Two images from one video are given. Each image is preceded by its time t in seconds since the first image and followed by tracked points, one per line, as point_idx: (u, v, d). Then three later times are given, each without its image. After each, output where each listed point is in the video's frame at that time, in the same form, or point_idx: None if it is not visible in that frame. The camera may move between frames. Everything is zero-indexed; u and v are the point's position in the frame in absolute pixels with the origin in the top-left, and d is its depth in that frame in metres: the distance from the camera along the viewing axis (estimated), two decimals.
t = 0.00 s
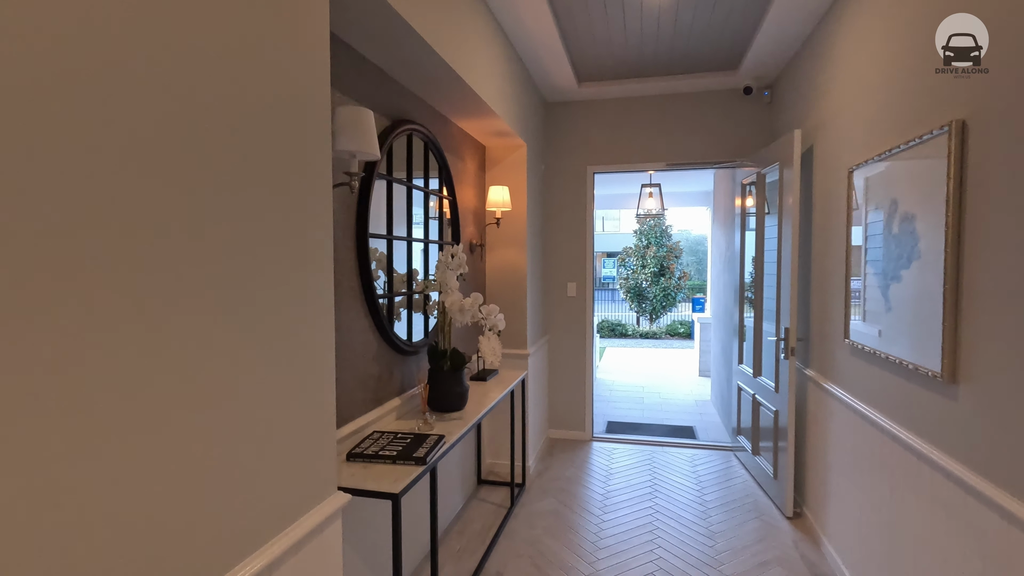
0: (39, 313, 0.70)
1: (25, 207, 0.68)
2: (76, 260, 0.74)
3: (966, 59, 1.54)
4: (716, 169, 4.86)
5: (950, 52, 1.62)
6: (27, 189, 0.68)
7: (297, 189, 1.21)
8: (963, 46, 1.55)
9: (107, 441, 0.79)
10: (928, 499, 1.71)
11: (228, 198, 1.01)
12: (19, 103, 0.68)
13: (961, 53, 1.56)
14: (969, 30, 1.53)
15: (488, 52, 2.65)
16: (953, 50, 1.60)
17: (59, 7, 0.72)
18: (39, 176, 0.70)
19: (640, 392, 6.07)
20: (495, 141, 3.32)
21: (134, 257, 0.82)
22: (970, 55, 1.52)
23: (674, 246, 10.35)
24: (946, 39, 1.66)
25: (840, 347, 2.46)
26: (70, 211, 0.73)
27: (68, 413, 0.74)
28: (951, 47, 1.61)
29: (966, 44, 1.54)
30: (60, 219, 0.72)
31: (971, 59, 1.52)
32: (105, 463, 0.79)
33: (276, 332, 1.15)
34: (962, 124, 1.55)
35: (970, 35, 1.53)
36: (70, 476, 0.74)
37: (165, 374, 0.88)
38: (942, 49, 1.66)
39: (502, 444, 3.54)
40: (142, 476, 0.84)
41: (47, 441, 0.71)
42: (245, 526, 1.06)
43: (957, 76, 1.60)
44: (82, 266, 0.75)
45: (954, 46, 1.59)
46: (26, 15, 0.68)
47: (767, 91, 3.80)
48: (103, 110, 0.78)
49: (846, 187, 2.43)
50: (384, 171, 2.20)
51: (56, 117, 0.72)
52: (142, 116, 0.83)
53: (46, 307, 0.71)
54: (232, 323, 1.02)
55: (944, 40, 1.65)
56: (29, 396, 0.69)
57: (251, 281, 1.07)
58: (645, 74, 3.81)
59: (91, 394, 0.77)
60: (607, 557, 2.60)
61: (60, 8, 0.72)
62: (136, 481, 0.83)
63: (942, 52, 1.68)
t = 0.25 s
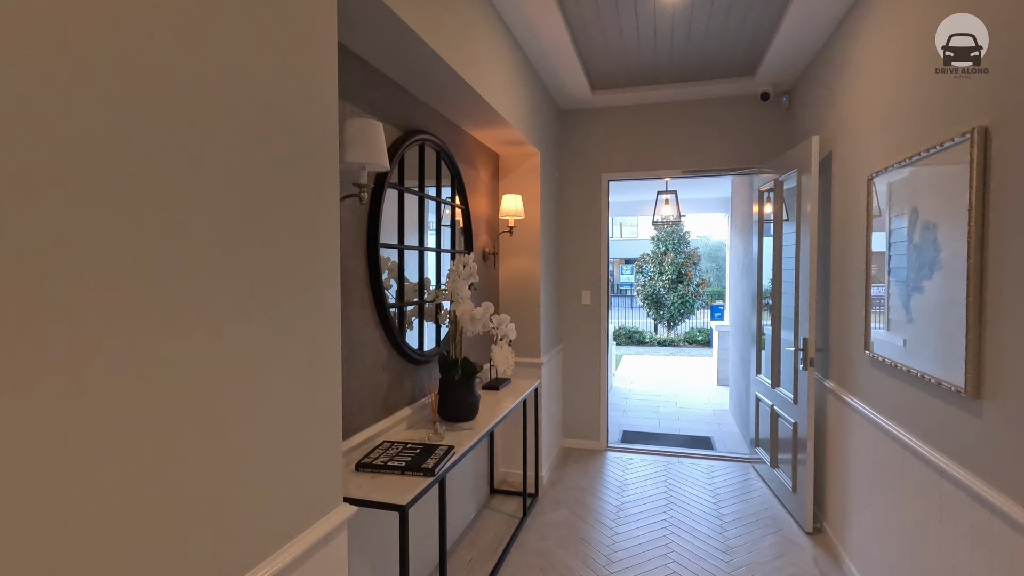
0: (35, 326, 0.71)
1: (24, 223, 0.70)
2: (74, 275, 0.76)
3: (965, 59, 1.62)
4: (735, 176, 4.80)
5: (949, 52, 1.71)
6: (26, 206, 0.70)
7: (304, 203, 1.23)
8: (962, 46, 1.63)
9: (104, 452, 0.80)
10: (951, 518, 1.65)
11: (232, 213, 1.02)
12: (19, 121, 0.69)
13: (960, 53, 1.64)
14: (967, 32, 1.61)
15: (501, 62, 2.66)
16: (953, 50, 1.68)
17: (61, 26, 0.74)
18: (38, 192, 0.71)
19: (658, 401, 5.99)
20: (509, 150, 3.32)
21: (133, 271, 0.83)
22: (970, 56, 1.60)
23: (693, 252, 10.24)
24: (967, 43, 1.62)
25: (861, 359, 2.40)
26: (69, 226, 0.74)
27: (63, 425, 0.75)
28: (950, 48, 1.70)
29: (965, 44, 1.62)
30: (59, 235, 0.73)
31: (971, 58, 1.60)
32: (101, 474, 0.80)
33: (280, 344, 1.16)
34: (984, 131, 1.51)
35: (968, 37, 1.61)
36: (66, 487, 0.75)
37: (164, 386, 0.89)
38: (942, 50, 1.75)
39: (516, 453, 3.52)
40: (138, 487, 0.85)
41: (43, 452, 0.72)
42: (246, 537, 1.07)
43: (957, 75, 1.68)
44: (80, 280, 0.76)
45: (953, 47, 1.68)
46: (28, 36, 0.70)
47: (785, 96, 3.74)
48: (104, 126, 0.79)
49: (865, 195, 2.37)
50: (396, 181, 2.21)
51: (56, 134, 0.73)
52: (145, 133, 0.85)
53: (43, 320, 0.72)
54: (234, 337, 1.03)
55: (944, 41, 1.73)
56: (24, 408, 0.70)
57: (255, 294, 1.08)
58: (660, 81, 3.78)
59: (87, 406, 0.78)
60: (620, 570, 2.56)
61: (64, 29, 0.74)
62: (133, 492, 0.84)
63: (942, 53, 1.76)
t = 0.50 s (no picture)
0: (36, 335, 0.72)
1: (25, 233, 0.70)
2: (77, 282, 0.76)
3: (966, 59, 1.69)
4: (750, 181, 4.75)
5: (949, 52, 1.78)
6: (26, 215, 0.71)
7: (309, 212, 1.23)
8: (965, 47, 1.70)
9: (104, 460, 0.80)
10: (973, 535, 1.59)
11: (236, 221, 1.03)
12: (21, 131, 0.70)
13: (961, 53, 1.71)
14: (969, 32, 1.67)
15: (511, 68, 2.67)
16: (953, 51, 1.75)
17: (63, 38, 0.74)
18: (40, 202, 0.72)
19: (672, 409, 5.93)
20: (520, 156, 3.33)
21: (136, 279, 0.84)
22: (970, 56, 1.67)
23: (709, 258, 10.14)
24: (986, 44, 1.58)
25: (879, 368, 2.34)
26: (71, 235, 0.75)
27: (64, 434, 0.75)
28: (951, 48, 1.77)
29: (966, 45, 1.69)
30: (61, 244, 0.74)
31: (971, 59, 1.66)
32: (101, 483, 0.80)
33: (285, 351, 1.16)
34: (1003, 135, 1.47)
35: (969, 37, 1.67)
36: (67, 493, 0.76)
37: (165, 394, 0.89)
38: (943, 49, 1.82)
39: (527, 460, 3.50)
40: (139, 495, 0.85)
41: (43, 461, 0.73)
42: (249, 545, 1.07)
43: (957, 76, 1.75)
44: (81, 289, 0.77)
45: (953, 47, 1.75)
46: (31, 48, 0.71)
47: (800, 100, 3.70)
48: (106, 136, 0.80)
49: (882, 200, 2.32)
50: (406, 188, 2.22)
51: (57, 144, 0.74)
52: (149, 143, 0.86)
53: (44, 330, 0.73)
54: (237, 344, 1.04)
55: (946, 41, 1.80)
56: (24, 417, 0.71)
57: (258, 300, 1.08)
58: (673, 86, 3.76)
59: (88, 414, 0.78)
60: None
61: (67, 40, 0.75)
62: (133, 500, 0.84)
63: (942, 52, 1.84)
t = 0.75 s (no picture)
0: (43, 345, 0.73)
1: (30, 246, 0.71)
2: (82, 288, 0.78)
3: (965, 59, 1.76)
4: (763, 186, 4.70)
5: (949, 52, 1.85)
6: (33, 224, 0.72)
7: (314, 218, 1.24)
8: (963, 47, 1.77)
9: (108, 469, 0.81)
10: (992, 549, 1.55)
11: (240, 228, 1.04)
12: (26, 145, 0.71)
13: (960, 54, 1.78)
14: (969, 33, 1.74)
15: (520, 75, 2.68)
16: (953, 51, 1.82)
17: (69, 53, 0.76)
18: (44, 213, 0.73)
19: (686, 416, 5.86)
20: (531, 161, 3.33)
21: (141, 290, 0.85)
22: (970, 56, 1.74)
23: (723, 263, 10.05)
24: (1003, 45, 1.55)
25: (895, 376, 2.29)
26: (76, 247, 0.76)
27: (69, 442, 0.76)
28: (951, 47, 1.84)
29: (966, 46, 1.76)
30: (65, 254, 0.75)
31: (970, 59, 1.73)
32: (105, 491, 0.81)
33: (289, 357, 1.17)
34: (1019, 137, 1.44)
35: (969, 37, 1.74)
36: (71, 497, 0.77)
37: (169, 403, 0.90)
38: (943, 49, 1.89)
39: (536, 466, 3.48)
40: (143, 503, 0.86)
41: (47, 469, 0.74)
42: (252, 551, 1.07)
43: (957, 76, 1.82)
44: (87, 299, 0.78)
45: (953, 48, 1.82)
46: (38, 64, 0.72)
47: (814, 104, 3.65)
48: (112, 149, 0.81)
49: (898, 204, 2.28)
50: (414, 194, 2.23)
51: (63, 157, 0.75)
52: (155, 151, 0.87)
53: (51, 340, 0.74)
54: (241, 350, 1.04)
55: (947, 42, 1.87)
56: (30, 426, 0.72)
57: (262, 307, 1.09)
58: (684, 91, 3.73)
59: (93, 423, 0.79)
60: None
61: (75, 51, 0.77)
62: (136, 504, 0.85)
63: (942, 53, 1.91)
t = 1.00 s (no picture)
0: (43, 354, 0.75)
1: (30, 257, 0.73)
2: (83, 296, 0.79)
3: (965, 59, 1.81)
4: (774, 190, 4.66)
5: (950, 52, 1.90)
6: (34, 232, 0.73)
7: (316, 226, 1.25)
8: (963, 47, 1.81)
9: (106, 476, 0.82)
10: (1004, 561, 1.51)
11: (241, 236, 1.05)
12: (24, 158, 0.72)
13: (960, 53, 1.83)
14: (969, 33, 1.78)
15: (526, 81, 2.68)
16: (953, 51, 1.87)
17: (69, 68, 0.77)
18: (45, 222, 0.74)
19: (696, 422, 5.81)
20: (538, 167, 3.33)
21: (140, 299, 0.86)
22: (969, 56, 1.79)
23: (735, 268, 9.96)
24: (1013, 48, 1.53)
25: (906, 384, 2.25)
26: (75, 255, 0.78)
27: (69, 447, 0.78)
28: (951, 47, 1.88)
29: (966, 46, 1.80)
30: (66, 262, 0.77)
31: (970, 59, 1.78)
32: (104, 499, 0.82)
33: (289, 363, 1.18)
34: None
35: (969, 38, 1.79)
36: (70, 501, 0.78)
37: (169, 410, 0.91)
38: (943, 48, 1.94)
39: (543, 472, 3.47)
40: (142, 510, 0.87)
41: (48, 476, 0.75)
42: (251, 555, 1.08)
43: (956, 77, 1.88)
44: (88, 308, 0.80)
45: (953, 47, 1.87)
46: (39, 77, 0.74)
47: (825, 108, 3.62)
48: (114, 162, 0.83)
49: (908, 209, 2.25)
50: (419, 201, 2.24)
51: (62, 170, 0.76)
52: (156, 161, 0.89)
53: (50, 350, 0.75)
54: (241, 356, 1.06)
55: (947, 42, 1.91)
56: (29, 432, 0.73)
57: (263, 313, 1.10)
58: (692, 96, 3.72)
59: (92, 430, 0.81)
60: None
61: (77, 64, 0.78)
62: (135, 508, 0.86)
63: (942, 52, 1.96)
